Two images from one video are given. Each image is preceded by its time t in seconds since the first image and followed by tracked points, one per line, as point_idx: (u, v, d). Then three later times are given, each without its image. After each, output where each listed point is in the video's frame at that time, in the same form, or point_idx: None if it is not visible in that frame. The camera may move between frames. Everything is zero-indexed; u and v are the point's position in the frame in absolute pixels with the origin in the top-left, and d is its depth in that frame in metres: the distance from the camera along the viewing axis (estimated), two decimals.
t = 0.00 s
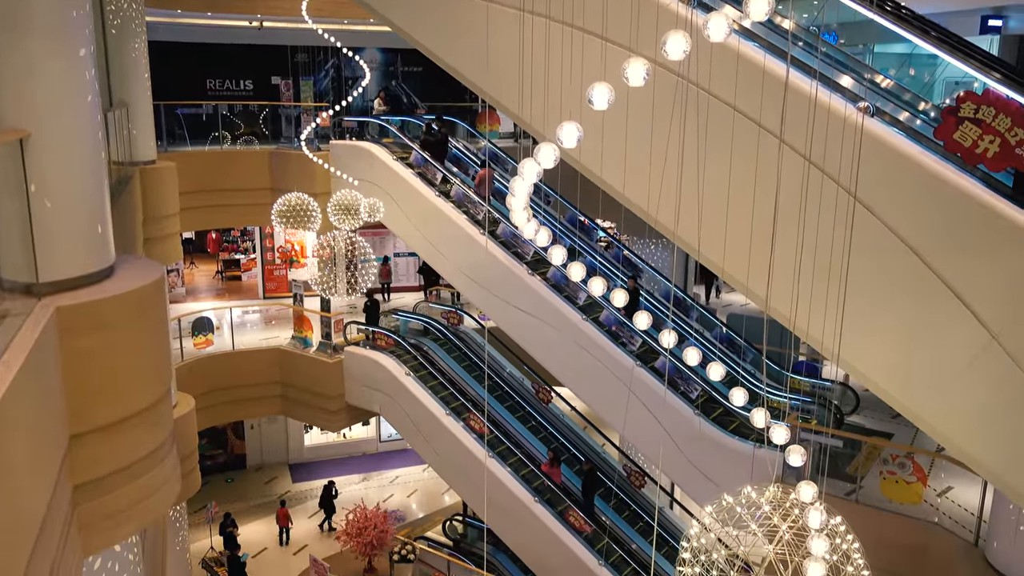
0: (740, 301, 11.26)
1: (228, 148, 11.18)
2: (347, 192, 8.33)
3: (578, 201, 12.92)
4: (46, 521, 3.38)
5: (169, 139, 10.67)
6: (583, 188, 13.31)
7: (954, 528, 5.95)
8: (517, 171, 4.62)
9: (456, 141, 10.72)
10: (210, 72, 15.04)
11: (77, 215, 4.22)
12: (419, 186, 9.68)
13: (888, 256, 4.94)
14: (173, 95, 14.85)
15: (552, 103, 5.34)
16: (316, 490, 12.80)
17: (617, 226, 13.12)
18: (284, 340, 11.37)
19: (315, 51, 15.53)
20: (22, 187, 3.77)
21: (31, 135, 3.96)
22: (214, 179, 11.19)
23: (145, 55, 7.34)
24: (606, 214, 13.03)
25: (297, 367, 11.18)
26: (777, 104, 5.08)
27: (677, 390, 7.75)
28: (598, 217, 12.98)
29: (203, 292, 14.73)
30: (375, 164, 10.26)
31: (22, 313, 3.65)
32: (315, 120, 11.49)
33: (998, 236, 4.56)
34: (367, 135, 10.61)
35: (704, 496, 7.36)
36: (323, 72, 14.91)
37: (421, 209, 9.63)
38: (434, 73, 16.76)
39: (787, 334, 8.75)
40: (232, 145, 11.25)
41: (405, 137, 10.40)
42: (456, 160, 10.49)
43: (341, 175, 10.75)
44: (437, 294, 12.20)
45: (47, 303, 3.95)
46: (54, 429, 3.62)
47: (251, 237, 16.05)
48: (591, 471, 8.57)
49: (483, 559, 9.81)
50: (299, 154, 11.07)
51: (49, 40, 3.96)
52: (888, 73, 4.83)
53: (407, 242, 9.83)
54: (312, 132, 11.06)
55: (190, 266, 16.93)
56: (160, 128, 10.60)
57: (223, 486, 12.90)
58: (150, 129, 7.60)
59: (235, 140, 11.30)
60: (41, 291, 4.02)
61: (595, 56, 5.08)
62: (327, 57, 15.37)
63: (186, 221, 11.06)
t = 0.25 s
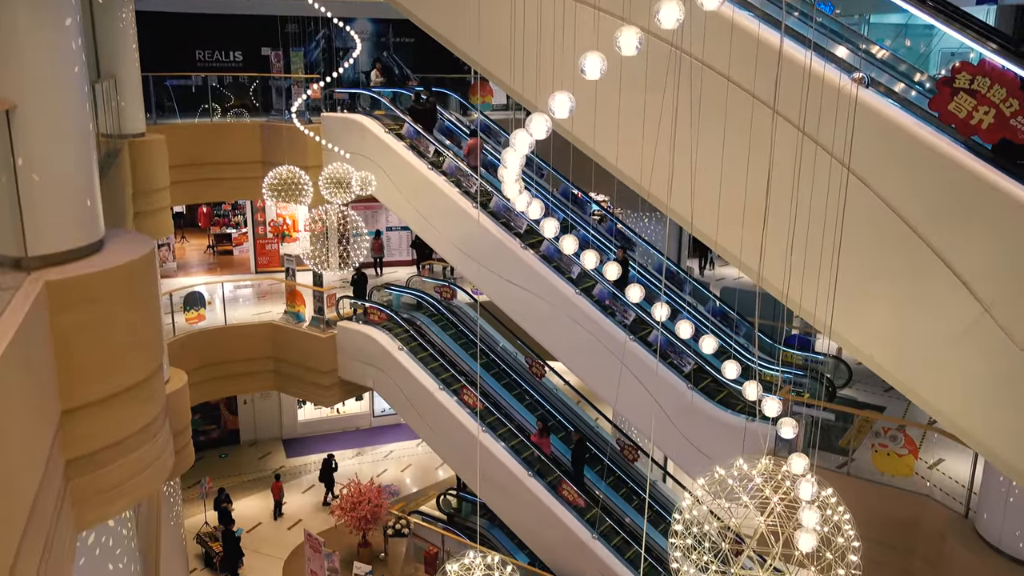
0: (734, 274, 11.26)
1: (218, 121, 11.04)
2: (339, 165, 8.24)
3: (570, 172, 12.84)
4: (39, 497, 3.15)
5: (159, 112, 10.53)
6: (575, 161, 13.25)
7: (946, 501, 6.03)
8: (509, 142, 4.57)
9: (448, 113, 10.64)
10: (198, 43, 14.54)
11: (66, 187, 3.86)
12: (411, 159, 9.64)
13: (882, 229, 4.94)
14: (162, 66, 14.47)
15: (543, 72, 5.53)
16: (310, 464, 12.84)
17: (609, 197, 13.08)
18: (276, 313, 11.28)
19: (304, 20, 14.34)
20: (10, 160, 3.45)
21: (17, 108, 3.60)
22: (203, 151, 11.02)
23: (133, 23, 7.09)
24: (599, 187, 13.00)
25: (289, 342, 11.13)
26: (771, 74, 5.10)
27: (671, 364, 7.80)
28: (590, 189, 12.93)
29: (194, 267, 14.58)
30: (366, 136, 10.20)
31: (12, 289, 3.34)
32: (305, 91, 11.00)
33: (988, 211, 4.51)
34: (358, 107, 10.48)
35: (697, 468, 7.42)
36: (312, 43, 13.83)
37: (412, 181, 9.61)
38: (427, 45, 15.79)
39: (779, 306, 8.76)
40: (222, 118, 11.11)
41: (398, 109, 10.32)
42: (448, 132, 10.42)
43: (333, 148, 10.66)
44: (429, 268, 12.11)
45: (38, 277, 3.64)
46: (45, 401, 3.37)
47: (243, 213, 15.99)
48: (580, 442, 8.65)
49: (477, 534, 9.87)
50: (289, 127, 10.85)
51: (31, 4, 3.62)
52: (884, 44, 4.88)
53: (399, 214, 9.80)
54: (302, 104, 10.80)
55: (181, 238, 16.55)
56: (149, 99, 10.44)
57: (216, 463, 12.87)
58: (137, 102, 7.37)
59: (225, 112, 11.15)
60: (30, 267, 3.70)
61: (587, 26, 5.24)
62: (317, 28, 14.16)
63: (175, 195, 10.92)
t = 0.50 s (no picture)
0: (728, 250, 11.25)
1: (209, 94, 10.96)
2: (331, 140, 8.15)
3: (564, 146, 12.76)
4: (34, 472, 2.93)
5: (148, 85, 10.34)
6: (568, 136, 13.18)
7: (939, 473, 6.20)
8: (502, 115, 4.53)
9: (440, 88, 10.65)
10: (188, 15, 13.89)
11: (54, 161, 3.60)
12: (404, 133, 9.55)
13: (877, 204, 4.93)
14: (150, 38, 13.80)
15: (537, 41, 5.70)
16: (304, 440, 12.91)
17: (603, 172, 13.04)
18: (269, 292, 11.29)
19: None
20: None
21: (4, 80, 3.33)
22: (195, 125, 10.95)
23: None
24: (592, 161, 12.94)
25: (282, 318, 11.13)
26: (767, 46, 5.12)
27: (664, 339, 7.83)
28: (584, 164, 12.88)
29: (186, 243, 14.45)
30: (357, 110, 10.07)
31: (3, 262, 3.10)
32: (296, 65, 10.64)
33: (987, 183, 4.49)
34: (350, 81, 10.33)
35: (690, 444, 7.46)
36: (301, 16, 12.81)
37: (404, 155, 9.55)
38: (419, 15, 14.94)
39: (773, 282, 8.77)
40: (213, 92, 11.02)
41: (390, 83, 10.21)
42: (441, 107, 10.42)
43: (324, 123, 10.50)
44: (422, 244, 12.05)
45: (28, 253, 3.40)
46: (38, 377, 3.15)
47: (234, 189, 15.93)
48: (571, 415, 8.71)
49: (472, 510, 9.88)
50: (281, 101, 10.79)
51: None
52: (880, 16, 4.86)
53: (392, 188, 9.74)
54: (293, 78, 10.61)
55: (171, 214, 16.20)
56: (139, 72, 10.24)
57: (210, 439, 12.88)
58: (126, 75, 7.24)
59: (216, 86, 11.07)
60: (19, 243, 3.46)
61: None
62: None
63: (167, 169, 10.87)
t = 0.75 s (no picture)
0: (723, 228, 11.25)
1: (200, 70, 10.80)
2: (324, 117, 8.08)
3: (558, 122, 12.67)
4: (24, 460, 2.74)
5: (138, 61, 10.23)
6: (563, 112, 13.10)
7: (931, 453, 6.10)
8: (496, 90, 4.48)
9: (435, 63, 10.48)
10: None
11: (41, 136, 3.30)
12: (398, 109, 9.51)
13: (872, 180, 4.93)
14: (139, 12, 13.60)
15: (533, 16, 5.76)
16: (299, 419, 12.93)
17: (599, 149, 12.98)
18: (263, 270, 11.24)
19: None
20: None
21: None
22: (186, 101, 10.80)
23: None
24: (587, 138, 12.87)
25: (277, 297, 11.08)
26: (763, 22, 5.12)
27: (658, 316, 7.83)
28: (579, 141, 12.81)
29: (179, 221, 14.36)
30: (351, 85, 10.04)
31: None
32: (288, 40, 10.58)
33: (981, 159, 4.45)
34: (343, 56, 10.30)
35: (684, 420, 7.50)
36: None
37: (398, 132, 9.48)
38: None
39: (768, 260, 8.78)
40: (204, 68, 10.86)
41: (383, 58, 10.12)
42: (434, 82, 10.28)
43: (319, 99, 10.51)
44: (417, 222, 11.97)
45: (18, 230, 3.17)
46: (27, 358, 2.97)
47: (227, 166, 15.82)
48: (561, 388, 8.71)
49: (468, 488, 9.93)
50: (273, 77, 10.62)
51: None
52: None
53: (386, 166, 9.68)
54: (286, 53, 10.56)
55: (165, 192, 16.21)
56: (128, 48, 10.13)
57: (206, 418, 12.88)
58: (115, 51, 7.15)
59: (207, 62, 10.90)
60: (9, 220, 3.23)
61: None
62: None
63: (157, 147, 10.72)
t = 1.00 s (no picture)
0: (719, 207, 11.24)
1: (192, 47, 10.69)
2: (317, 96, 8.07)
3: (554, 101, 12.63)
4: (19, 444, 2.65)
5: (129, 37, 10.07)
6: (558, 90, 13.01)
7: (925, 431, 6.11)
8: (491, 67, 4.44)
9: (429, 41, 10.29)
10: None
11: (29, 111, 3.14)
12: (392, 87, 9.43)
13: (869, 158, 4.91)
14: None
15: None
16: (295, 399, 12.94)
17: (595, 128, 12.93)
18: (257, 251, 11.22)
19: None
20: None
21: None
22: (179, 80, 10.71)
23: None
24: (582, 116, 12.81)
25: (272, 277, 11.06)
26: None
27: (656, 298, 7.78)
28: (575, 119, 12.75)
29: (172, 201, 14.27)
30: (344, 64, 9.89)
31: None
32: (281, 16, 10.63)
33: (978, 137, 4.42)
34: (336, 33, 10.16)
35: (679, 400, 7.52)
36: None
37: (393, 111, 9.41)
38: None
39: (764, 239, 8.79)
40: (195, 45, 10.76)
41: (376, 35, 10.02)
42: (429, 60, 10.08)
43: (312, 78, 10.34)
44: (411, 201, 11.92)
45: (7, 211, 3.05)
46: (23, 337, 2.87)
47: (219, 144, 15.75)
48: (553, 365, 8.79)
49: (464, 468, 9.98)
50: (266, 56, 10.52)
51: None
52: None
53: (380, 145, 9.61)
54: (278, 31, 10.50)
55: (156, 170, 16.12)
56: (119, 26, 9.92)
57: (201, 399, 12.89)
58: (105, 27, 7.00)
59: (199, 39, 10.78)
60: None
61: None
62: None
63: (150, 125, 10.64)
